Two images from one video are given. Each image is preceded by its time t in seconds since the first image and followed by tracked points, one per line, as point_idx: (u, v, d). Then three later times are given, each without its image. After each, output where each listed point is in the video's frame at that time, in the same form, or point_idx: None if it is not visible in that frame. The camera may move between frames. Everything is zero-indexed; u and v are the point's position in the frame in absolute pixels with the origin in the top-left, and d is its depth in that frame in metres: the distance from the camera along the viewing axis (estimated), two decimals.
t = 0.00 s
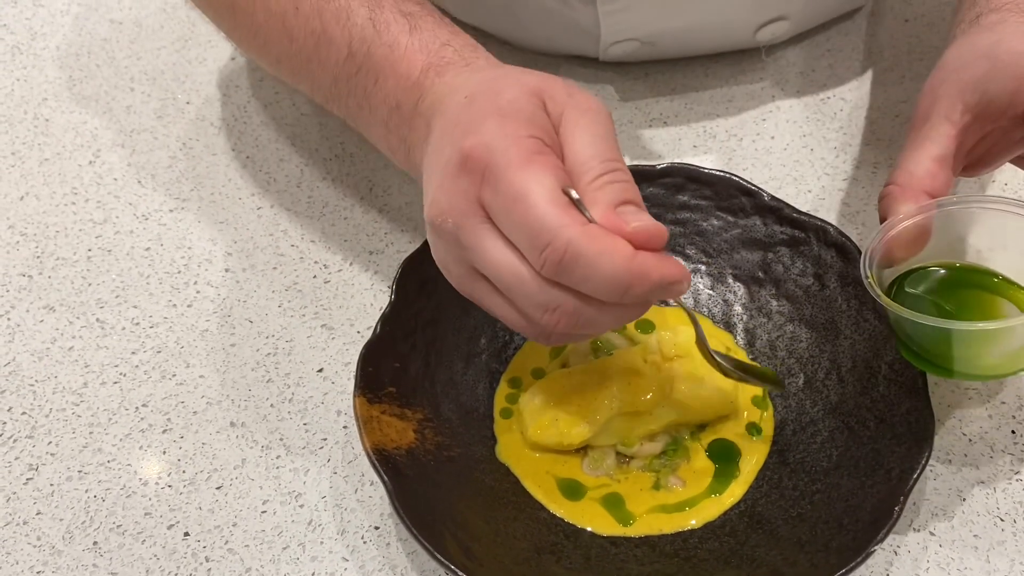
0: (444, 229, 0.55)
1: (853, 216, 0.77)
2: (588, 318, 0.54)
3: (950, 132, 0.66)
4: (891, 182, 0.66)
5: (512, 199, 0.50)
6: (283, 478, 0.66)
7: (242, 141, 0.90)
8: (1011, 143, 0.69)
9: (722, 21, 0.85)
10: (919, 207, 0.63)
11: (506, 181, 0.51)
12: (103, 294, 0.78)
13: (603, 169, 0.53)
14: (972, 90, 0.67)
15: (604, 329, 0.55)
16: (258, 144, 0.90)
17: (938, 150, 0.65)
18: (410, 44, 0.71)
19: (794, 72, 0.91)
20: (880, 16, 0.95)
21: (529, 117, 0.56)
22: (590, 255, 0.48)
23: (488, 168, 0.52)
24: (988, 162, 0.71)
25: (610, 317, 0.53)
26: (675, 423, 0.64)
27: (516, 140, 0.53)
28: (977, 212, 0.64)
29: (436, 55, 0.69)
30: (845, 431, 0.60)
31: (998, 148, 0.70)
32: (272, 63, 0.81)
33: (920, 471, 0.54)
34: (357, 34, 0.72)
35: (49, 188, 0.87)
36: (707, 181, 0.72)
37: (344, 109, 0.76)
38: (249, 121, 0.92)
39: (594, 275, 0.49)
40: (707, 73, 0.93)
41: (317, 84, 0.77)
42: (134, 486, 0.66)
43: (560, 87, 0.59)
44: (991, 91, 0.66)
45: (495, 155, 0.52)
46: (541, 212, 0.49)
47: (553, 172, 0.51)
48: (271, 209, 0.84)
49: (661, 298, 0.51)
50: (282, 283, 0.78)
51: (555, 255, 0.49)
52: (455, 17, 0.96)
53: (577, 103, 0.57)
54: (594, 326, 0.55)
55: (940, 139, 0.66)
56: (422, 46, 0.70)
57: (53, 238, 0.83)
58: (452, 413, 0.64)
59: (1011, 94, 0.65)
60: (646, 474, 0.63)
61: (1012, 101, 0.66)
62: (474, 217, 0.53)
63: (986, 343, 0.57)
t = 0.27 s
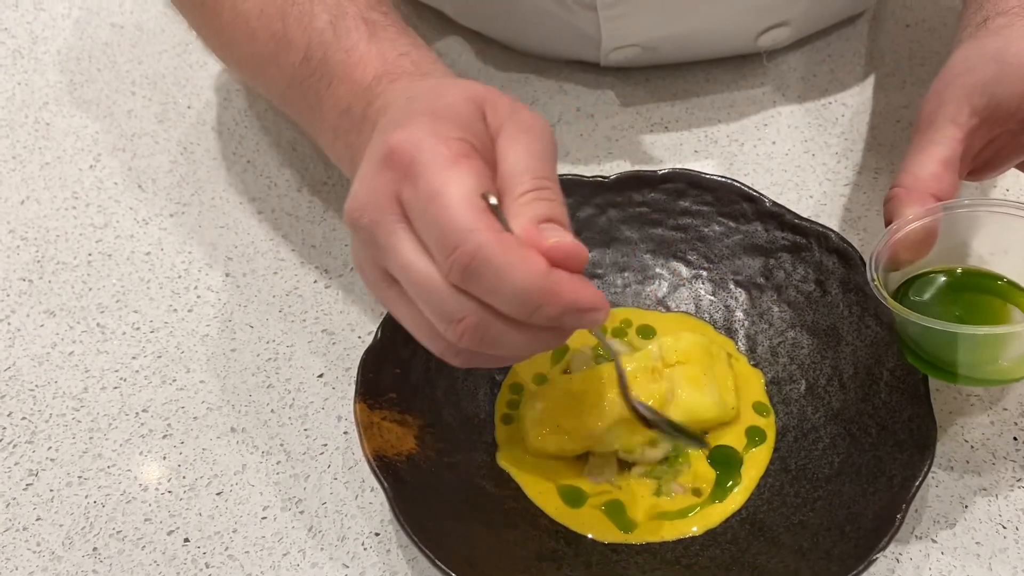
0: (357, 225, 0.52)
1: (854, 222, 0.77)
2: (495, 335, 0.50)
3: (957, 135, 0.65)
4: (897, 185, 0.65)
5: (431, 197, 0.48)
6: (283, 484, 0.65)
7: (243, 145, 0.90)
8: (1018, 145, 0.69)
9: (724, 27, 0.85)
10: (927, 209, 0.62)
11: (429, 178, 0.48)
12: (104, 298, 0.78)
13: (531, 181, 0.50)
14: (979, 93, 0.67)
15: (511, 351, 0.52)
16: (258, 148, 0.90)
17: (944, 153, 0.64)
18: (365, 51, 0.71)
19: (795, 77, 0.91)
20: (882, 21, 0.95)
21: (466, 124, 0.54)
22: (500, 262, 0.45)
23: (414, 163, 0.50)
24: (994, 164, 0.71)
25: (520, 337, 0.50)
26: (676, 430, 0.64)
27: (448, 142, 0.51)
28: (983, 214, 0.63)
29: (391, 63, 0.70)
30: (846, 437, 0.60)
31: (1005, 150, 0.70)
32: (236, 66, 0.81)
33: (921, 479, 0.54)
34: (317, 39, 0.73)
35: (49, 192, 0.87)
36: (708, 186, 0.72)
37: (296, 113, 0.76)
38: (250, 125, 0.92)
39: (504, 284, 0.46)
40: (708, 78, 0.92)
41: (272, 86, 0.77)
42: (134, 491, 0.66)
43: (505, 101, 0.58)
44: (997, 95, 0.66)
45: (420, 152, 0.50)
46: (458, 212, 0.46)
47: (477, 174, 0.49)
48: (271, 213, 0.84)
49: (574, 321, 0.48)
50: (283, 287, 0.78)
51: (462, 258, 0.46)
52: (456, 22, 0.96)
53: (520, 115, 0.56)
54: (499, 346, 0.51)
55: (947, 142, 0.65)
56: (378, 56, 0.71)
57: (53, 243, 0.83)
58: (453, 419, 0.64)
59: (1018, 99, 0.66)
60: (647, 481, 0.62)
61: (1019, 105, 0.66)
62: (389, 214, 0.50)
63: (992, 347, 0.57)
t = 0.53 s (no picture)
0: (322, 237, 0.52)
1: (856, 225, 0.77)
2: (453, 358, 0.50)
3: (935, 136, 0.66)
4: (874, 184, 0.65)
5: (409, 218, 0.48)
6: (282, 487, 0.65)
7: (243, 147, 0.90)
8: (996, 148, 0.68)
9: (724, 28, 0.85)
10: (901, 210, 0.62)
11: (406, 201, 0.49)
12: (103, 300, 0.78)
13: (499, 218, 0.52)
14: (960, 94, 0.66)
15: (469, 376, 0.52)
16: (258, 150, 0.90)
17: (921, 153, 0.65)
18: (326, 71, 0.71)
19: (796, 79, 0.91)
20: (883, 23, 0.95)
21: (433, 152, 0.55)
22: (477, 284, 0.46)
23: (391, 184, 0.51)
24: (973, 168, 0.70)
25: (482, 362, 0.51)
26: (675, 434, 0.64)
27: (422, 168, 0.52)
28: (960, 215, 0.63)
29: (351, 87, 0.70)
30: (847, 441, 0.60)
31: (983, 154, 0.69)
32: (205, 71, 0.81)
33: (922, 483, 0.54)
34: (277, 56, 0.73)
35: (49, 194, 0.87)
36: (709, 189, 0.72)
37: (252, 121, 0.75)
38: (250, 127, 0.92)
39: (477, 306, 0.47)
40: (709, 80, 0.92)
41: (231, 95, 0.77)
42: (132, 494, 0.66)
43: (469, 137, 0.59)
44: (977, 96, 0.65)
45: (400, 173, 0.51)
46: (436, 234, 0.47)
47: (454, 201, 0.50)
48: (271, 215, 0.84)
49: (535, 351, 0.49)
50: (282, 290, 0.78)
51: (443, 276, 0.47)
52: (456, 23, 0.96)
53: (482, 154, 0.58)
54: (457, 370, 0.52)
55: (924, 142, 0.65)
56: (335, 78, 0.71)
57: (52, 245, 0.83)
58: (452, 422, 0.63)
59: (998, 100, 0.65)
60: (646, 484, 0.62)
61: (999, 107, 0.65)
62: (361, 228, 0.50)
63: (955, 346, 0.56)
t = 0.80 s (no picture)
0: (249, 172, 0.51)
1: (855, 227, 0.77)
2: (364, 291, 0.50)
3: (912, 121, 0.66)
4: (848, 163, 0.66)
5: (326, 151, 0.47)
6: (280, 490, 0.65)
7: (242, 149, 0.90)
8: (969, 136, 0.67)
9: (724, 30, 0.85)
10: (870, 189, 0.63)
11: (325, 137, 0.48)
12: (101, 302, 0.78)
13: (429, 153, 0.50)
14: (938, 80, 0.65)
15: (391, 311, 0.52)
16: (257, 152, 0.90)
17: (895, 135, 0.65)
18: (289, 30, 0.70)
19: (797, 82, 0.91)
20: (883, 26, 0.94)
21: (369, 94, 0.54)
22: (385, 220, 0.45)
23: (317, 121, 0.50)
24: (949, 151, 0.69)
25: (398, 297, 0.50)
26: (674, 438, 0.64)
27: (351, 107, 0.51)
28: (928, 200, 0.63)
29: (311, 44, 0.68)
30: (845, 446, 0.60)
31: (956, 139, 0.68)
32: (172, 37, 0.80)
33: (921, 487, 0.54)
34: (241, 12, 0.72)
35: (47, 196, 0.87)
36: (708, 193, 0.71)
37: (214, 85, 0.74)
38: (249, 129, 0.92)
39: (386, 240, 0.46)
40: (709, 82, 0.92)
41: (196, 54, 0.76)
42: (129, 497, 0.66)
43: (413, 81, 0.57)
44: (955, 83, 0.64)
45: (322, 108, 0.50)
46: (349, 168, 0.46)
47: (373, 134, 0.49)
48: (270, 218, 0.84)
49: (446, 289, 0.48)
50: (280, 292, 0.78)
51: (350, 205, 0.46)
52: (456, 25, 0.96)
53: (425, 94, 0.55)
54: (381, 303, 0.51)
55: (899, 125, 0.65)
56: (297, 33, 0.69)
57: (51, 246, 0.83)
58: (450, 426, 0.63)
59: (974, 88, 0.63)
60: (645, 488, 0.62)
61: (974, 96, 0.63)
62: (281, 158, 0.50)
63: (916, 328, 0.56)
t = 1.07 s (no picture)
0: (299, 126, 0.55)
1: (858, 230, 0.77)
2: (418, 233, 0.53)
3: (887, 117, 0.67)
4: (825, 156, 0.67)
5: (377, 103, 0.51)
6: (277, 491, 0.65)
7: (241, 149, 0.90)
8: (942, 133, 0.67)
9: (725, 29, 0.84)
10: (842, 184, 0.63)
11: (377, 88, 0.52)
12: (99, 303, 0.78)
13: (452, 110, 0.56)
14: (913, 78, 0.66)
15: (436, 253, 0.55)
16: (256, 152, 0.89)
17: (871, 132, 0.66)
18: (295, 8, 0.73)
19: (797, 83, 0.90)
20: (884, 26, 0.94)
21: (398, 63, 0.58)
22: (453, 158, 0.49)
23: (362, 76, 0.54)
24: (925, 148, 0.70)
25: (451, 234, 0.54)
26: (672, 440, 0.64)
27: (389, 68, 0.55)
28: (902, 192, 0.62)
29: (317, 20, 0.72)
30: (844, 448, 0.59)
31: (930, 137, 0.69)
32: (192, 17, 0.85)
33: (920, 490, 0.53)
34: None
35: (46, 196, 0.87)
36: (707, 194, 0.71)
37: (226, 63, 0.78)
38: (249, 129, 0.92)
39: (448, 180, 0.50)
40: (709, 83, 0.92)
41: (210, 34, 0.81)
42: (126, 498, 0.66)
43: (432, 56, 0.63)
44: (929, 80, 0.65)
45: (368, 67, 0.54)
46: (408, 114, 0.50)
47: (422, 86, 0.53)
48: (268, 218, 0.84)
49: (492, 226, 0.53)
50: (279, 292, 0.77)
51: (410, 148, 0.50)
52: (455, 25, 0.96)
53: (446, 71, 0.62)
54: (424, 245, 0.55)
55: (874, 120, 0.67)
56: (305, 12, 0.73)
57: (49, 246, 0.83)
58: (448, 427, 0.63)
59: (947, 85, 0.64)
60: (643, 490, 0.62)
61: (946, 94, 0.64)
62: (337, 115, 0.53)
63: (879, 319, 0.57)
